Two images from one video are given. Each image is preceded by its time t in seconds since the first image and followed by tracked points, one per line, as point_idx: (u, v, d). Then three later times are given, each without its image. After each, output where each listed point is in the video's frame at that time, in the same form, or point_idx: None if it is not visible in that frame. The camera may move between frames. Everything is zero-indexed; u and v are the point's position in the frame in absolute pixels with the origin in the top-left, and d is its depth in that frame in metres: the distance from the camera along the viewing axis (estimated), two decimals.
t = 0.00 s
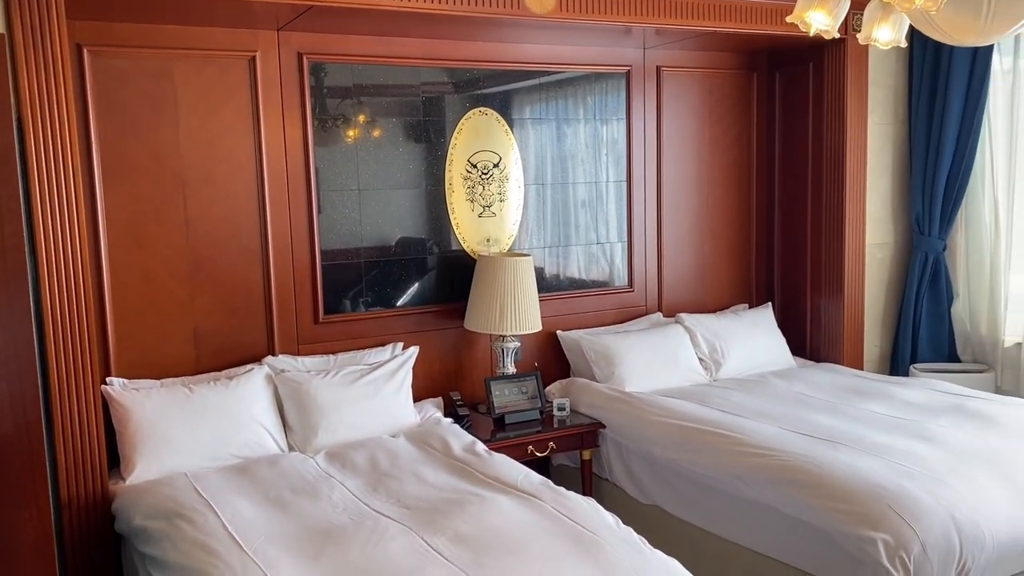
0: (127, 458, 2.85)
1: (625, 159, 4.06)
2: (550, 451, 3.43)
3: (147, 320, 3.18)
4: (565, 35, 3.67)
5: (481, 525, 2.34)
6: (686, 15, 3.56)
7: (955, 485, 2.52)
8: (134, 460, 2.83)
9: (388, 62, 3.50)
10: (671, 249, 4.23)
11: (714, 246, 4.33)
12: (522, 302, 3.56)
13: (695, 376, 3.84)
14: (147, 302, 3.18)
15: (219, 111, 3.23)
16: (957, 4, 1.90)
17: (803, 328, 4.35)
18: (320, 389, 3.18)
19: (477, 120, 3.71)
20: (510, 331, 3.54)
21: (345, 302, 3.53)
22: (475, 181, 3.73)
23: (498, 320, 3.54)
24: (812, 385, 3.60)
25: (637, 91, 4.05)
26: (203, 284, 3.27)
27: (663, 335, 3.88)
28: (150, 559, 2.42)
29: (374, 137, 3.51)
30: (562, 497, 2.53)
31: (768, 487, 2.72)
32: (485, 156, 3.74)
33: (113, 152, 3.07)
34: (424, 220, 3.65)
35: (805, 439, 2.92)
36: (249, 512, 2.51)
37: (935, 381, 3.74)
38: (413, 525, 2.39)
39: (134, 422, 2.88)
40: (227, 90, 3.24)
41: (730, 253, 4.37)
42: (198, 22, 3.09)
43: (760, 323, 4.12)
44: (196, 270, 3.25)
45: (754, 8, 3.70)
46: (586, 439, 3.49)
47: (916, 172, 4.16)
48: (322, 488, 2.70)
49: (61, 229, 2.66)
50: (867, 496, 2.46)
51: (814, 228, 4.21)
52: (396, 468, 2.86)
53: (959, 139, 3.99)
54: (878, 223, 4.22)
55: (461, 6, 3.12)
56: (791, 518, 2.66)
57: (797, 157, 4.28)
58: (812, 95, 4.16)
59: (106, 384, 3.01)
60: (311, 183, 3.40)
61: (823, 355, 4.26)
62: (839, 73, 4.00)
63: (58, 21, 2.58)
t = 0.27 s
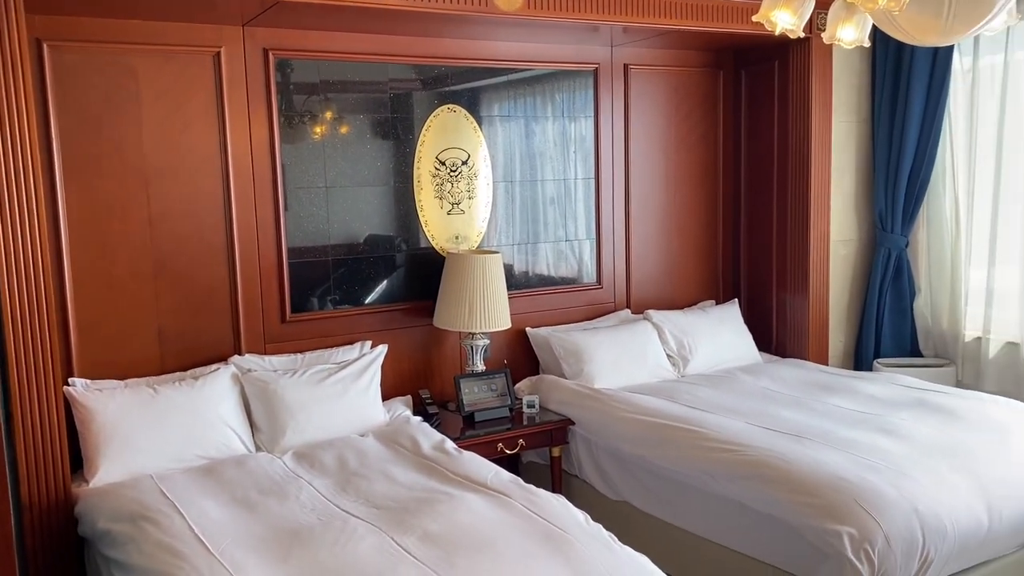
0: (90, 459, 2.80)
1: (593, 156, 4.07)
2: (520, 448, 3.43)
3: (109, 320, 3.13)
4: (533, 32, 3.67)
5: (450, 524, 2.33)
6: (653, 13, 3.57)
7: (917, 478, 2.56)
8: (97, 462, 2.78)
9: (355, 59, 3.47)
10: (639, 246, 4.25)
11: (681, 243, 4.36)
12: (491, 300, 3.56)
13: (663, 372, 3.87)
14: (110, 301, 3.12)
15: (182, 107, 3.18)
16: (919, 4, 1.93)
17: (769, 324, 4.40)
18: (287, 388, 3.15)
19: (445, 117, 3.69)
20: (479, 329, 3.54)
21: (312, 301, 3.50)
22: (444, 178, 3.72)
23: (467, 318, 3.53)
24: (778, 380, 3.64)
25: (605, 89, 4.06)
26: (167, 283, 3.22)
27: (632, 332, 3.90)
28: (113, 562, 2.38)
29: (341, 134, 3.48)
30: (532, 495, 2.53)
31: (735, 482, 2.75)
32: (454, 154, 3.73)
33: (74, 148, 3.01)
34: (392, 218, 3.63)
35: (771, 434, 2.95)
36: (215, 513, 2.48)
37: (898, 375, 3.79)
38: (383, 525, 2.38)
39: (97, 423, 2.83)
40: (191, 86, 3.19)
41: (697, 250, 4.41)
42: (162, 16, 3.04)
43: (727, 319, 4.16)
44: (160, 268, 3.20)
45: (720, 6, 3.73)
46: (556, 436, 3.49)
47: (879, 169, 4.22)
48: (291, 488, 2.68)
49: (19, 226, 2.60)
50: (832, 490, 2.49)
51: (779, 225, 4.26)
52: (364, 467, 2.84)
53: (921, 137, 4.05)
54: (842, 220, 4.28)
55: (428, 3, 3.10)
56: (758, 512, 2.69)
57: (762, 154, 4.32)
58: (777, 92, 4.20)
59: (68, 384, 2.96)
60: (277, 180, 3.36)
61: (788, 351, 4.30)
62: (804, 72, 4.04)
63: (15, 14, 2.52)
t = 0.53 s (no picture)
0: (38, 462, 2.72)
1: (553, 152, 4.07)
2: (481, 445, 3.42)
3: (58, 319, 3.04)
4: (492, 28, 3.65)
5: (410, 523, 2.31)
6: (611, 10, 3.58)
7: (871, 469, 2.60)
8: (47, 465, 2.70)
9: (313, 53, 3.42)
10: (599, 242, 4.26)
11: (640, 239, 4.38)
12: (451, 296, 3.54)
13: (623, 368, 3.88)
14: (59, 300, 3.04)
15: (133, 101, 3.10)
16: (873, 2, 1.95)
17: (727, 320, 4.44)
18: (244, 387, 3.10)
19: (404, 112, 3.66)
20: (439, 326, 3.51)
21: (270, 299, 3.45)
22: (403, 175, 3.69)
23: (427, 315, 3.50)
24: (736, 375, 3.68)
25: (564, 85, 4.07)
26: (119, 281, 3.14)
27: (591, 328, 3.91)
28: (63, 568, 2.32)
29: (298, 129, 3.43)
30: (493, 492, 2.52)
31: (694, 476, 2.77)
32: (413, 150, 3.70)
33: (19, 143, 2.92)
34: (350, 214, 3.59)
35: (729, 428, 2.98)
36: (169, 515, 2.43)
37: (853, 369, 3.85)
38: (341, 525, 2.35)
39: (46, 426, 2.75)
40: (143, 80, 3.11)
41: (656, 246, 4.43)
42: (111, 8, 2.97)
43: (685, 314, 4.19)
44: (111, 266, 3.12)
45: (677, 3, 3.75)
46: (517, 433, 3.49)
47: (834, 166, 4.28)
48: (247, 489, 2.63)
49: None
50: (788, 483, 2.53)
51: (737, 221, 4.30)
52: (323, 466, 2.81)
53: (874, 134, 4.12)
54: (798, 216, 4.33)
55: None
56: (716, 505, 2.71)
57: (720, 151, 4.36)
58: (734, 89, 4.24)
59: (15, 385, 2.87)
60: (233, 176, 3.31)
61: (746, 346, 4.35)
62: (760, 69, 4.09)
63: None
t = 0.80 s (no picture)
0: None
1: (502, 147, 4.05)
2: (430, 442, 3.39)
3: None
4: (440, 21, 3.61)
5: (357, 522, 2.27)
6: (558, 5, 3.57)
7: (815, 460, 2.64)
8: None
9: (256, 46, 3.35)
10: (548, 238, 4.25)
11: (590, 235, 4.39)
12: (400, 293, 3.49)
13: (572, 363, 3.89)
14: None
15: (66, 93, 2.99)
16: None
17: (675, 315, 4.47)
18: (186, 388, 3.02)
19: (350, 106, 3.60)
20: (387, 323, 3.47)
21: (214, 297, 3.37)
22: (349, 169, 3.63)
23: (375, 311, 3.46)
24: (684, 369, 3.70)
25: (513, 81, 4.05)
26: (52, 279, 3.03)
27: (541, 323, 3.91)
28: None
29: (241, 123, 3.35)
30: (441, 490, 2.49)
31: (642, 470, 2.78)
32: (359, 144, 3.64)
33: None
34: (296, 210, 3.52)
35: (678, 421, 2.99)
36: (107, 520, 2.35)
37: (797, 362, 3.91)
38: (286, 526, 2.30)
39: None
40: (76, 71, 3.00)
41: (605, 242, 4.44)
42: None
43: (634, 310, 4.21)
44: (44, 264, 3.01)
45: None
46: (467, 430, 3.46)
47: (779, 162, 4.33)
48: (189, 491, 2.56)
49: None
50: (735, 474, 2.55)
51: (684, 217, 4.33)
52: (268, 467, 2.75)
53: (817, 131, 4.18)
54: (744, 212, 4.38)
55: None
56: (664, 498, 2.73)
57: (667, 147, 4.39)
58: (681, 86, 4.27)
59: None
60: (173, 171, 3.21)
61: (694, 340, 4.39)
62: (706, 65, 4.12)
63: None
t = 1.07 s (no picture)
0: None
1: (440, 142, 4.00)
2: (369, 441, 3.32)
3: None
4: (375, 13, 3.55)
5: (290, 525, 2.22)
6: None
7: (751, 452, 2.67)
8: None
9: (185, 36, 3.24)
10: (488, 233, 4.22)
11: (530, 230, 4.37)
12: (336, 289, 3.42)
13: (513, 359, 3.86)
14: None
15: None
16: None
17: (615, 310, 4.49)
18: (112, 390, 2.90)
19: (284, 98, 3.52)
20: (322, 321, 3.39)
21: (145, 295, 3.26)
22: (282, 164, 3.54)
23: (311, 309, 3.38)
24: (623, 363, 3.71)
25: (451, 75, 4.01)
26: None
27: (481, 319, 3.88)
28: None
29: (171, 117, 3.25)
30: (378, 490, 2.45)
31: (581, 465, 2.77)
32: (293, 137, 3.56)
33: None
34: (228, 206, 3.43)
35: (616, 415, 3.00)
36: (25, 529, 2.25)
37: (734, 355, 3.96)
38: (216, 530, 2.23)
39: None
40: None
41: (545, 238, 4.44)
42: None
43: (574, 305, 4.21)
44: None
45: None
46: (406, 428, 3.40)
47: (715, 158, 4.36)
48: (115, 497, 2.47)
49: None
50: (672, 467, 2.56)
51: (624, 212, 4.35)
52: (199, 470, 2.66)
53: (752, 127, 4.24)
54: (681, 208, 4.42)
55: None
56: (603, 493, 2.73)
57: (606, 143, 4.41)
58: (619, 81, 4.29)
59: None
60: (97, 166, 3.10)
61: (633, 335, 4.41)
62: (643, 62, 4.14)
63: None
